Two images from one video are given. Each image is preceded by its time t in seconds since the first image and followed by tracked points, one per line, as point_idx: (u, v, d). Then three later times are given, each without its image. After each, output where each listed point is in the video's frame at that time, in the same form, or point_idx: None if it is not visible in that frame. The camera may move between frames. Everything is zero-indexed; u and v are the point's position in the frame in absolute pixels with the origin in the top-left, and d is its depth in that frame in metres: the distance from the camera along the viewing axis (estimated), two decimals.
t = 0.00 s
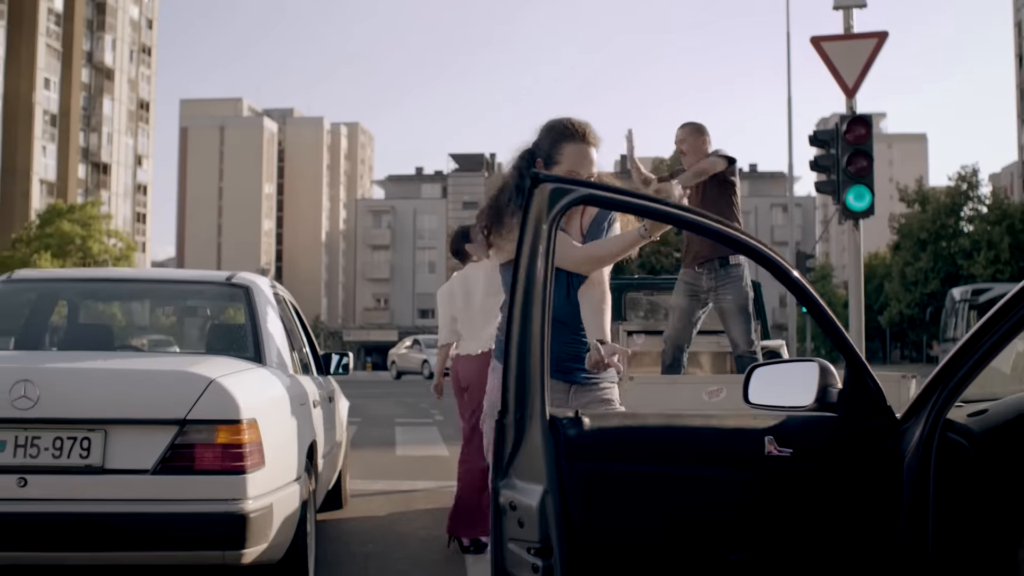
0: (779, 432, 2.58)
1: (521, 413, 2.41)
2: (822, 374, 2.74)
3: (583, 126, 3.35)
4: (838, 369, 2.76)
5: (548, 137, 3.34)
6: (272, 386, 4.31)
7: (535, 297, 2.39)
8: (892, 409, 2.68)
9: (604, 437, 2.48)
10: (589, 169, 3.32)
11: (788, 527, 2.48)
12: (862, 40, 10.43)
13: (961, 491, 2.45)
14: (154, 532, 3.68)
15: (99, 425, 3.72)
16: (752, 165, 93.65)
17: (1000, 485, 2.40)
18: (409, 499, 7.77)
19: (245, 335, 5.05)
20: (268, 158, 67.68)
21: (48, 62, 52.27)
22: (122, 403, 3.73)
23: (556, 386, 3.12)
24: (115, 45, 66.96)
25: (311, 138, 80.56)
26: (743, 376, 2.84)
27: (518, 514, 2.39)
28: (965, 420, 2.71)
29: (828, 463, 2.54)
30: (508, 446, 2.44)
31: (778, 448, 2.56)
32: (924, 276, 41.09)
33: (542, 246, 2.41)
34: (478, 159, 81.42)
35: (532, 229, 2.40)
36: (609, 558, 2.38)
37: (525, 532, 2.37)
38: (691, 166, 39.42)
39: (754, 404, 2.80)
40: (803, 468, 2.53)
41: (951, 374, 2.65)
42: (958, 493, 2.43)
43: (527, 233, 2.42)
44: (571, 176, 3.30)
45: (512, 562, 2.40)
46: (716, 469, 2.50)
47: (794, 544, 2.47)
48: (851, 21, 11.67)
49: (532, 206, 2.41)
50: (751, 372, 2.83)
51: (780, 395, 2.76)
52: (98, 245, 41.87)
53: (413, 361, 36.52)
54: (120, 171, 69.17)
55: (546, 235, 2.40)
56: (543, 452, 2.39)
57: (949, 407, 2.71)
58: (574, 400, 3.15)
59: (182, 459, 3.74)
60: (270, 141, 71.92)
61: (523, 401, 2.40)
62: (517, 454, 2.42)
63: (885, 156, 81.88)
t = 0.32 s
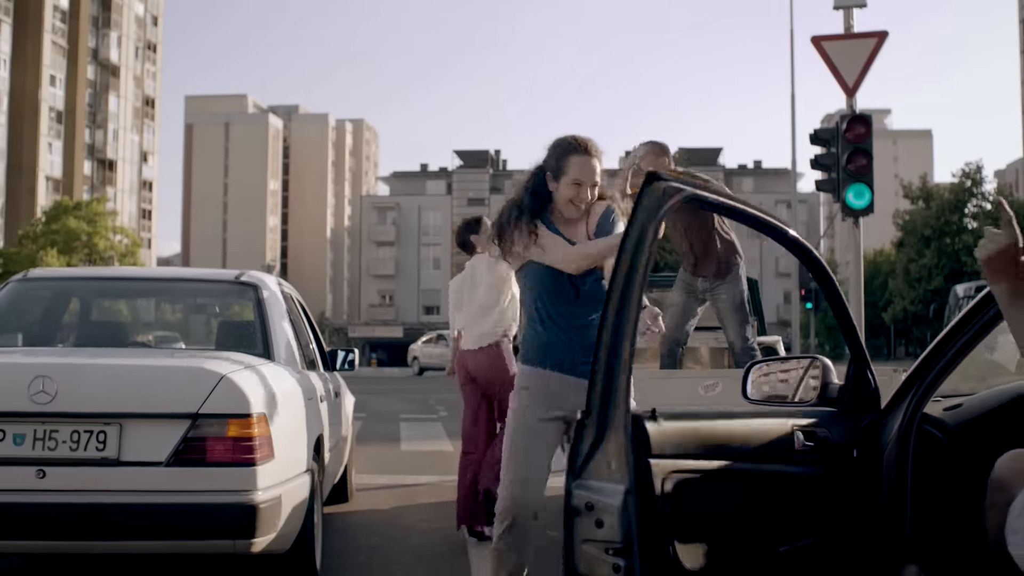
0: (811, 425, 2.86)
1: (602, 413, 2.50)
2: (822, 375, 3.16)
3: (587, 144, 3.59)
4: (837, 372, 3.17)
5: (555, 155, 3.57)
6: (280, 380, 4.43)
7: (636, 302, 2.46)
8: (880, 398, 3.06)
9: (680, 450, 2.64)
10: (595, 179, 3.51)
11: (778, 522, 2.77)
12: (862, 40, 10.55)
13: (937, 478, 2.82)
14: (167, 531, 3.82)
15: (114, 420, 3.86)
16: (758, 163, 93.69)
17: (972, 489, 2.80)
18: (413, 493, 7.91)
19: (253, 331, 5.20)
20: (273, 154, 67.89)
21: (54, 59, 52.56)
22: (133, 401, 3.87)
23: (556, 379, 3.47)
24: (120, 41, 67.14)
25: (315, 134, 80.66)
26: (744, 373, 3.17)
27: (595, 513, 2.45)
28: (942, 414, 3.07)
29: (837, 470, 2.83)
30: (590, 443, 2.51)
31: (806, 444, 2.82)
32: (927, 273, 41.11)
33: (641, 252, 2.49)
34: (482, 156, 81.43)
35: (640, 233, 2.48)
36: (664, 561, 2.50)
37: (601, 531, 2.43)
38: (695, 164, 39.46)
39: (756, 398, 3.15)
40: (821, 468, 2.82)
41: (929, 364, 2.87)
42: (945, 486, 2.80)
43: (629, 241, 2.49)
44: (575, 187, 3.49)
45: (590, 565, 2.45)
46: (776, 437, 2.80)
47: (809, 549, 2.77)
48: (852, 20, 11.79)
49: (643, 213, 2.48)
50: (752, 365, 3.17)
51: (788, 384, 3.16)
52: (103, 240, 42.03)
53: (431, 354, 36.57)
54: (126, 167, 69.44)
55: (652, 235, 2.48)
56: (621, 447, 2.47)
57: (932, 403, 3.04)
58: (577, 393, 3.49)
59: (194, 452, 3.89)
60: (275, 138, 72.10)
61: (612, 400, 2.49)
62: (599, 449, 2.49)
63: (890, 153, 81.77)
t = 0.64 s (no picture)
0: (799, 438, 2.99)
1: (663, 409, 2.64)
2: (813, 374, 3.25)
3: (569, 154, 3.98)
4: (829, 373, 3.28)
5: (539, 161, 3.97)
6: (283, 379, 4.56)
7: (707, 297, 2.55)
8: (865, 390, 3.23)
9: (725, 447, 2.81)
10: (574, 179, 3.92)
11: (791, 514, 2.89)
12: (857, 42, 10.67)
13: (919, 470, 3.00)
14: (167, 525, 3.96)
15: (125, 416, 4.01)
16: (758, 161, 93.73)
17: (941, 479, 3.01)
18: (414, 490, 8.06)
19: (259, 331, 5.34)
20: (274, 152, 67.99)
21: (56, 58, 52.70)
22: (140, 398, 4.01)
23: (536, 372, 3.84)
24: (122, 41, 67.32)
25: (316, 133, 80.84)
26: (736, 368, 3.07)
27: (654, 509, 2.59)
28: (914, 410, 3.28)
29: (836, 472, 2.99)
30: (648, 442, 2.67)
31: (815, 439, 3.03)
32: (928, 272, 41.17)
33: (713, 253, 2.56)
34: (483, 156, 81.52)
35: (725, 225, 2.54)
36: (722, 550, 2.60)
37: (660, 525, 2.57)
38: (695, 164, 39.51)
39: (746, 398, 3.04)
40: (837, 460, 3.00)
41: (926, 339, 3.05)
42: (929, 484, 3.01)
43: (705, 243, 2.57)
44: (555, 189, 3.90)
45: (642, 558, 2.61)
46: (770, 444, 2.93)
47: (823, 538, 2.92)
48: (848, 23, 11.95)
49: (723, 213, 2.55)
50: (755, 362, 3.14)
51: (781, 381, 3.25)
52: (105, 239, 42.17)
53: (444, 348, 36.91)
54: (128, 166, 69.60)
55: (727, 242, 2.55)
56: (682, 448, 2.59)
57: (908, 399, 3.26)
58: (560, 383, 3.85)
59: (202, 446, 4.03)
60: (276, 136, 72.18)
61: (670, 397, 2.62)
62: (656, 446, 2.64)
63: (891, 151, 81.77)
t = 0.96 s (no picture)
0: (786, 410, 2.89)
1: (680, 409, 2.61)
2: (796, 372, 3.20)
3: (551, 177, 4.32)
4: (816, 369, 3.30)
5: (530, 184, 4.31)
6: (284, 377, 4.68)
7: (724, 301, 2.58)
8: (845, 388, 3.26)
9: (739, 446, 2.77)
10: (557, 199, 4.26)
11: (789, 506, 2.90)
12: (852, 44, 10.79)
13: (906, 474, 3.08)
14: (171, 515, 4.09)
15: (132, 413, 4.13)
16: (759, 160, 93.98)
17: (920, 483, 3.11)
18: (413, 487, 8.20)
19: (261, 331, 5.46)
20: (274, 151, 68.15)
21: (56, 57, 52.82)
22: (148, 396, 4.14)
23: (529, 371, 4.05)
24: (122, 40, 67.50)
25: (315, 132, 80.96)
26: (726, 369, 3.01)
27: (670, 505, 2.58)
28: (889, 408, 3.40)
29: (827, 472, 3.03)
30: (661, 440, 2.63)
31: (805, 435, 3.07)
32: (926, 272, 41.23)
33: (733, 258, 2.61)
34: (482, 155, 81.62)
35: (746, 231, 2.59)
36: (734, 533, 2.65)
37: (677, 520, 2.57)
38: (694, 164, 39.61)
39: (740, 394, 3.04)
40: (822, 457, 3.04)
41: (902, 335, 3.08)
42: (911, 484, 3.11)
43: (725, 251, 2.60)
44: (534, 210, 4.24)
45: (664, 551, 2.59)
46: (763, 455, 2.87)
47: (823, 527, 2.97)
48: (842, 25, 12.06)
49: (743, 218, 2.59)
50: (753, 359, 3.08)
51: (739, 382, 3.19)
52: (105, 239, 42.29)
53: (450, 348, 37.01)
54: (128, 165, 69.76)
55: (744, 247, 2.60)
56: (697, 450, 2.58)
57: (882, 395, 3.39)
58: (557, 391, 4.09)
59: (207, 442, 4.16)
60: (275, 135, 72.29)
61: (688, 392, 2.61)
62: (669, 446, 2.62)
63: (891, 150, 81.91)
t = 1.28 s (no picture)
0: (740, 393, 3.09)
1: (644, 402, 2.78)
2: (777, 370, 3.49)
3: (555, 181, 4.63)
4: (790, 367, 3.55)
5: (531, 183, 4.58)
6: (287, 371, 4.86)
7: (687, 295, 2.71)
8: (824, 384, 3.47)
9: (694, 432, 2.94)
10: (553, 195, 4.55)
11: (748, 497, 3.11)
12: (848, 45, 10.92)
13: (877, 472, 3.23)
14: (171, 509, 4.22)
15: (140, 407, 4.27)
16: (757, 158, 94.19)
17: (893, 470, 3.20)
18: (412, 483, 8.34)
19: (264, 329, 5.61)
20: (273, 149, 68.32)
21: (56, 56, 53.03)
22: (156, 393, 4.27)
23: (536, 369, 4.40)
24: (122, 38, 67.66)
25: (315, 130, 81.13)
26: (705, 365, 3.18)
27: (634, 490, 2.73)
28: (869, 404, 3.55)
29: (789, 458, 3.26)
30: (629, 433, 2.80)
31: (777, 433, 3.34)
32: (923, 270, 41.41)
33: (692, 257, 2.74)
34: (482, 153, 81.79)
35: (701, 235, 2.72)
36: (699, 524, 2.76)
37: (642, 503, 2.71)
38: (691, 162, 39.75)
39: (715, 388, 3.16)
40: (795, 448, 3.29)
41: (878, 337, 3.22)
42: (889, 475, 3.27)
43: (685, 250, 2.74)
44: (532, 204, 4.53)
45: (624, 533, 2.73)
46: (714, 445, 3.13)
47: (787, 518, 3.13)
48: (837, 27, 12.20)
49: (704, 217, 2.72)
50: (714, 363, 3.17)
51: (741, 381, 3.42)
52: (106, 236, 42.45)
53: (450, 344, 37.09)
54: (128, 163, 69.91)
55: (708, 242, 2.72)
56: (662, 437, 2.73)
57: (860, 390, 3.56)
58: (557, 373, 4.42)
59: (214, 437, 4.30)
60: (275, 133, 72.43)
61: (651, 385, 2.78)
62: (635, 436, 2.79)
63: (889, 148, 82.13)
